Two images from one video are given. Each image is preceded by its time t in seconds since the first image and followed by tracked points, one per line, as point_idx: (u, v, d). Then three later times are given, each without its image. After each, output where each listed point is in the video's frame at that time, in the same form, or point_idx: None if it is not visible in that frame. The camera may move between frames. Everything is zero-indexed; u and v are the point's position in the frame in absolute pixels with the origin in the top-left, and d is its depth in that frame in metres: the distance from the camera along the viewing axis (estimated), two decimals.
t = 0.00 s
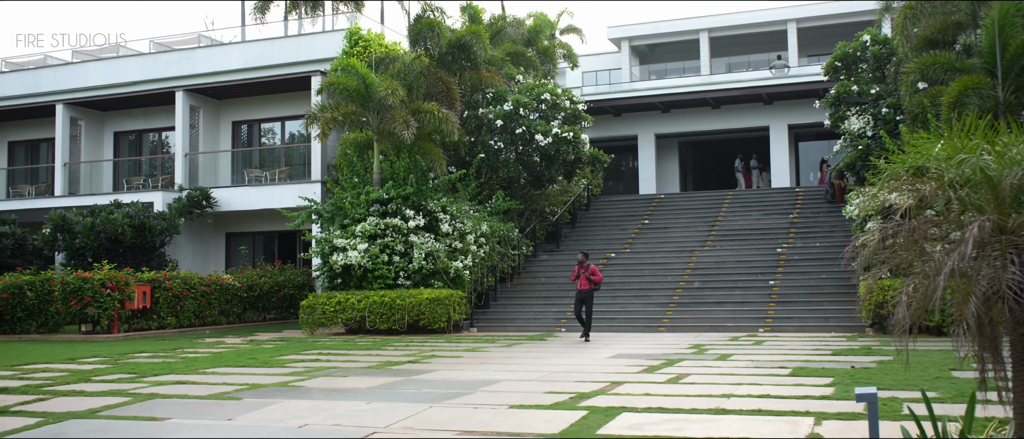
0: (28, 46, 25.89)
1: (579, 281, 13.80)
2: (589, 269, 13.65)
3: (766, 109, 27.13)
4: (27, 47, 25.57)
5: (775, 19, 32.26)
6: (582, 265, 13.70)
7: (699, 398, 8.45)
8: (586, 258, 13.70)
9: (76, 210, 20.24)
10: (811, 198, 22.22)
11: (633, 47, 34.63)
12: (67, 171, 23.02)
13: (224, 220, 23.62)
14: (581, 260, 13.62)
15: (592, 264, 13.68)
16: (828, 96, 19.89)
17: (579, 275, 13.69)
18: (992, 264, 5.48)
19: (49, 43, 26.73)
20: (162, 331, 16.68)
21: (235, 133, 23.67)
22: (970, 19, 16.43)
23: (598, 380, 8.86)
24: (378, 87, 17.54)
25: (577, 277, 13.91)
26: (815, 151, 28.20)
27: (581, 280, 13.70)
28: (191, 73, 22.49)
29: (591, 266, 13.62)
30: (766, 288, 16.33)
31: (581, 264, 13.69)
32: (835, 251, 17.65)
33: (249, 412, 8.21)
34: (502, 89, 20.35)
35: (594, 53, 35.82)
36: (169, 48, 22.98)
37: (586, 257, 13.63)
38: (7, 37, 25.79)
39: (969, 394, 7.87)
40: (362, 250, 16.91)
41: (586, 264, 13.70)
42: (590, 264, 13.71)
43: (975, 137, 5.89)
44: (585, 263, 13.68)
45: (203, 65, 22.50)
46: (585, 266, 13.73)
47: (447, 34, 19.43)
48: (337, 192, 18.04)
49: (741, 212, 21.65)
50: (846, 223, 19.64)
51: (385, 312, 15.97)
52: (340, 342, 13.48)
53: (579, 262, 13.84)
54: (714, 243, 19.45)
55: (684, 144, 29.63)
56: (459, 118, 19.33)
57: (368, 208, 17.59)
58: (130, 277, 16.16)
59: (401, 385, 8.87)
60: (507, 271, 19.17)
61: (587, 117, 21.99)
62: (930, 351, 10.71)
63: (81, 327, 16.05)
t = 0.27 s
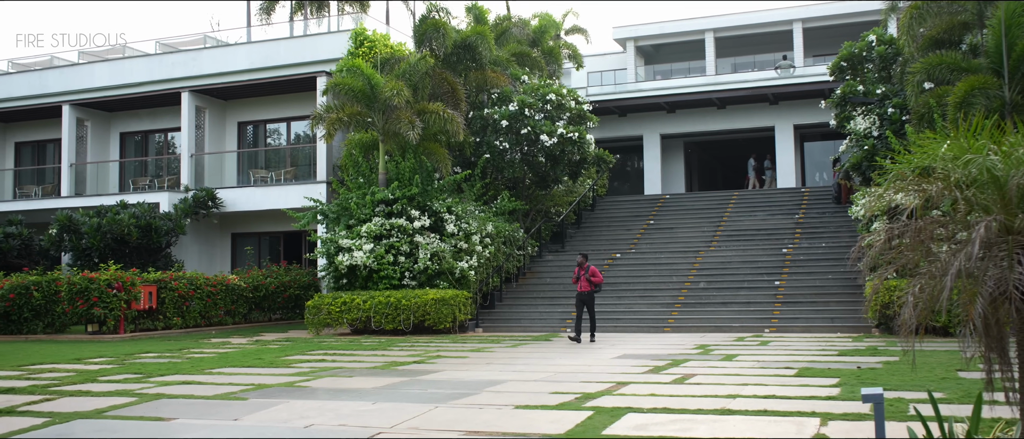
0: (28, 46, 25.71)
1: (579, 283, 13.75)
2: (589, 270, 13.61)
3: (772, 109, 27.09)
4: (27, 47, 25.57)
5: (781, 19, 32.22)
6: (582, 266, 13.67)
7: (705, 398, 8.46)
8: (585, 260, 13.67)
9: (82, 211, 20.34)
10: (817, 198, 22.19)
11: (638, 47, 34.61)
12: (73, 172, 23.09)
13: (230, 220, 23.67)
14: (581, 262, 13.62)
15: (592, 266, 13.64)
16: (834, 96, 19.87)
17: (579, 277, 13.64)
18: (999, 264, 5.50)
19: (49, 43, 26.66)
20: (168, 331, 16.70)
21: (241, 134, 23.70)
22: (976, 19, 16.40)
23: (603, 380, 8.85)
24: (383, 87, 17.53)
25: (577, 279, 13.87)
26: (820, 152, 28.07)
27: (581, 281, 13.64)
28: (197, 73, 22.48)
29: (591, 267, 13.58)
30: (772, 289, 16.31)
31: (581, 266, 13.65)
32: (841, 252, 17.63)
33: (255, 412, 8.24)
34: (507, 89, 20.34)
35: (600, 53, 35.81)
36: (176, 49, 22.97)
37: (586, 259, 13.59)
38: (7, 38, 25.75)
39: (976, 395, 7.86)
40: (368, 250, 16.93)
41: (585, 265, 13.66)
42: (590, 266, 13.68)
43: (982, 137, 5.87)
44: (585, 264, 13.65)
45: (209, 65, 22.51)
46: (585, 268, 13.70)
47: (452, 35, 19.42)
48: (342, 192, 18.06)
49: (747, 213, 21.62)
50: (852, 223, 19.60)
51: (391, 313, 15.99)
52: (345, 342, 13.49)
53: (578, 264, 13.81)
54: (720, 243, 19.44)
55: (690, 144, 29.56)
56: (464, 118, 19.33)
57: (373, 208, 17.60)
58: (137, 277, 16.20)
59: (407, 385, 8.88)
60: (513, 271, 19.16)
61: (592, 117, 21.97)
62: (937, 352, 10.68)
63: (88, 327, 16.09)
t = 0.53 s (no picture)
0: (27, 46, 26.01)
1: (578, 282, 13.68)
2: (589, 268, 13.53)
3: (777, 108, 27.06)
4: (27, 47, 25.87)
5: (786, 17, 32.17)
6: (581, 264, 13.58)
7: (711, 397, 8.47)
8: (585, 258, 13.60)
9: (89, 211, 20.26)
10: (823, 197, 22.17)
11: (644, 46, 34.59)
12: (79, 172, 23.13)
13: (236, 220, 23.71)
14: (580, 260, 13.56)
15: (592, 264, 13.56)
16: (840, 94, 19.85)
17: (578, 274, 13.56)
18: (1005, 262, 5.54)
19: (49, 43, 26.84)
20: (174, 331, 16.73)
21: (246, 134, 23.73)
22: (982, 18, 16.32)
23: (608, 379, 8.85)
24: (389, 87, 17.56)
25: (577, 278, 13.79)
26: (826, 150, 28.03)
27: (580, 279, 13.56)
28: (203, 73, 22.54)
29: (591, 265, 13.50)
30: (777, 288, 16.31)
31: (581, 264, 13.57)
32: (847, 250, 17.61)
33: (261, 411, 8.26)
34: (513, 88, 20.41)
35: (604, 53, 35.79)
36: (181, 49, 23.02)
37: (586, 257, 13.52)
38: (6, 37, 26.02)
39: (983, 394, 7.85)
40: (373, 249, 16.94)
41: (585, 264, 13.58)
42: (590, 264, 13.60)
43: (988, 135, 5.83)
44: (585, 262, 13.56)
45: (216, 64, 22.56)
46: (585, 266, 13.64)
47: (457, 34, 19.43)
48: (347, 192, 18.08)
49: (752, 212, 21.60)
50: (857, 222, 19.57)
51: (396, 312, 15.99)
52: (351, 341, 13.50)
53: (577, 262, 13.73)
54: (725, 242, 19.43)
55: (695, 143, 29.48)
56: (469, 117, 19.34)
57: (379, 207, 17.62)
58: (143, 277, 16.23)
59: (412, 384, 8.89)
60: (518, 270, 19.16)
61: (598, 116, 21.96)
62: (944, 351, 10.65)
63: (94, 327, 16.12)
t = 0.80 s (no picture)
0: (28, 46, 26.14)
1: (580, 279, 13.59)
2: (592, 266, 13.42)
3: (785, 104, 26.97)
4: (28, 47, 25.92)
5: (795, 13, 32.07)
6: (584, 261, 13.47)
7: (720, 395, 8.45)
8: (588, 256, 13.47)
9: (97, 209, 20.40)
10: (833, 193, 22.07)
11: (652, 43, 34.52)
12: (88, 171, 23.20)
13: (244, 218, 23.74)
14: (582, 257, 13.47)
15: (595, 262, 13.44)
16: (849, 91, 19.78)
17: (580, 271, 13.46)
18: (1016, 259, 5.50)
19: (50, 43, 26.93)
20: (182, 329, 16.77)
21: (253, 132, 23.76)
22: (993, 13, 16.21)
23: (617, 377, 8.83)
24: (396, 85, 17.56)
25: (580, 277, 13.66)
26: (835, 147, 27.90)
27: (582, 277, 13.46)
28: (210, 72, 22.61)
29: (594, 263, 13.39)
30: (786, 285, 16.24)
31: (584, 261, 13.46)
32: (856, 248, 17.55)
33: (270, 409, 8.26)
34: (520, 86, 20.32)
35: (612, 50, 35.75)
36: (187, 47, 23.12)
37: (589, 255, 13.41)
38: (6, 38, 26.08)
39: (994, 392, 7.81)
40: (381, 247, 16.94)
41: (588, 261, 13.46)
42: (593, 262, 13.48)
43: (998, 132, 5.84)
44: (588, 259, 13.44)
45: (223, 63, 22.58)
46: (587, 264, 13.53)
47: (465, 32, 19.43)
48: (355, 190, 18.09)
49: (761, 209, 21.54)
50: (866, 219, 19.49)
51: (404, 310, 16.01)
52: (359, 340, 13.50)
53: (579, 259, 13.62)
54: (733, 240, 19.37)
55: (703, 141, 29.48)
56: (477, 115, 19.36)
57: (386, 205, 17.65)
58: (151, 275, 16.26)
59: (420, 382, 8.88)
60: (526, 268, 19.14)
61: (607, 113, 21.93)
62: (955, 349, 10.60)
63: (103, 326, 16.15)
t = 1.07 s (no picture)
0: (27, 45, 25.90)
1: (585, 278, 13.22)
2: (594, 264, 13.01)
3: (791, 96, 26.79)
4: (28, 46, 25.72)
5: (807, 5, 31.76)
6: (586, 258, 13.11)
7: (735, 395, 8.22)
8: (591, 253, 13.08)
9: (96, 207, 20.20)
10: (850, 188, 21.78)
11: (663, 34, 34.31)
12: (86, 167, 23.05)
13: (245, 216, 23.55)
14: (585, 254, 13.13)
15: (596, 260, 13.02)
16: (867, 82, 19.39)
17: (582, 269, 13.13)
18: None
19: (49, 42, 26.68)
20: (183, 329, 16.58)
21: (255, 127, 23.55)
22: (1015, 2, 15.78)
23: (628, 377, 8.59)
24: (401, 78, 17.32)
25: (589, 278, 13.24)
26: (852, 139, 27.71)
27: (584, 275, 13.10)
28: (211, 65, 22.18)
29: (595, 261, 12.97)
30: (803, 282, 15.99)
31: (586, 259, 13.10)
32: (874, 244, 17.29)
33: (273, 410, 8.06)
34: (528, 79, 20.12)
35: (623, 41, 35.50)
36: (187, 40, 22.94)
37: (591, 253, 13.02)
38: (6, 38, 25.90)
39: (1018, 391, 7.56)
40: (386, 244, 16.74)
41: (591, 259, 13.08)
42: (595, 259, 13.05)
43: (1017, 126, 6.06)
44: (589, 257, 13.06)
45: (223, 57, 22.18)
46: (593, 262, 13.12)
47: (471, 23, 19.23)
48: (359, 186, 17.87)
49: (776, 203, 21.27)
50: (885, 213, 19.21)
51: (410, 308, 15.79)
52: (363, 339, 13.29)
53: (584, 258, 13.30)
54: (748, 235, 19.13)
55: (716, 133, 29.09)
56: (484, 108, 19.15)
57: (391, 201, 17.40)
58: (151, 274, 16.08)
59: (427, 382, 8.66)
60: (534, 265, 18.92)
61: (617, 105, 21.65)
62: (976, 347, 10.33)
63: (102, 326, 15.97)
